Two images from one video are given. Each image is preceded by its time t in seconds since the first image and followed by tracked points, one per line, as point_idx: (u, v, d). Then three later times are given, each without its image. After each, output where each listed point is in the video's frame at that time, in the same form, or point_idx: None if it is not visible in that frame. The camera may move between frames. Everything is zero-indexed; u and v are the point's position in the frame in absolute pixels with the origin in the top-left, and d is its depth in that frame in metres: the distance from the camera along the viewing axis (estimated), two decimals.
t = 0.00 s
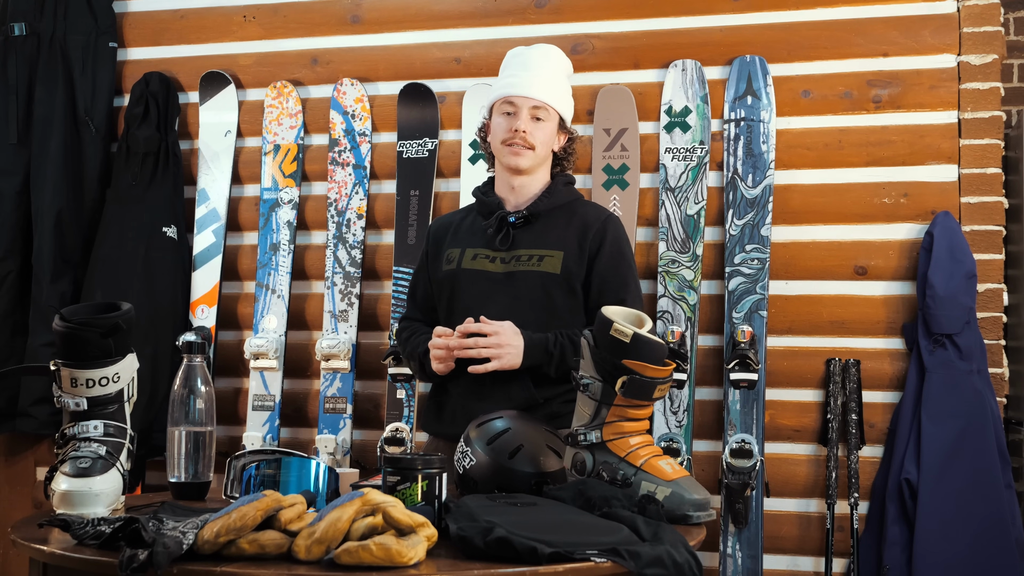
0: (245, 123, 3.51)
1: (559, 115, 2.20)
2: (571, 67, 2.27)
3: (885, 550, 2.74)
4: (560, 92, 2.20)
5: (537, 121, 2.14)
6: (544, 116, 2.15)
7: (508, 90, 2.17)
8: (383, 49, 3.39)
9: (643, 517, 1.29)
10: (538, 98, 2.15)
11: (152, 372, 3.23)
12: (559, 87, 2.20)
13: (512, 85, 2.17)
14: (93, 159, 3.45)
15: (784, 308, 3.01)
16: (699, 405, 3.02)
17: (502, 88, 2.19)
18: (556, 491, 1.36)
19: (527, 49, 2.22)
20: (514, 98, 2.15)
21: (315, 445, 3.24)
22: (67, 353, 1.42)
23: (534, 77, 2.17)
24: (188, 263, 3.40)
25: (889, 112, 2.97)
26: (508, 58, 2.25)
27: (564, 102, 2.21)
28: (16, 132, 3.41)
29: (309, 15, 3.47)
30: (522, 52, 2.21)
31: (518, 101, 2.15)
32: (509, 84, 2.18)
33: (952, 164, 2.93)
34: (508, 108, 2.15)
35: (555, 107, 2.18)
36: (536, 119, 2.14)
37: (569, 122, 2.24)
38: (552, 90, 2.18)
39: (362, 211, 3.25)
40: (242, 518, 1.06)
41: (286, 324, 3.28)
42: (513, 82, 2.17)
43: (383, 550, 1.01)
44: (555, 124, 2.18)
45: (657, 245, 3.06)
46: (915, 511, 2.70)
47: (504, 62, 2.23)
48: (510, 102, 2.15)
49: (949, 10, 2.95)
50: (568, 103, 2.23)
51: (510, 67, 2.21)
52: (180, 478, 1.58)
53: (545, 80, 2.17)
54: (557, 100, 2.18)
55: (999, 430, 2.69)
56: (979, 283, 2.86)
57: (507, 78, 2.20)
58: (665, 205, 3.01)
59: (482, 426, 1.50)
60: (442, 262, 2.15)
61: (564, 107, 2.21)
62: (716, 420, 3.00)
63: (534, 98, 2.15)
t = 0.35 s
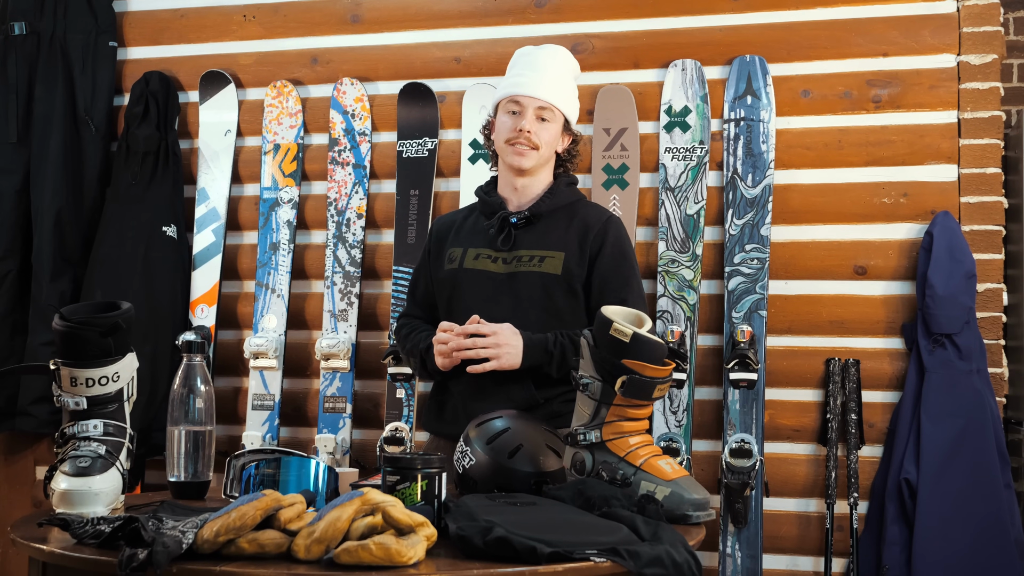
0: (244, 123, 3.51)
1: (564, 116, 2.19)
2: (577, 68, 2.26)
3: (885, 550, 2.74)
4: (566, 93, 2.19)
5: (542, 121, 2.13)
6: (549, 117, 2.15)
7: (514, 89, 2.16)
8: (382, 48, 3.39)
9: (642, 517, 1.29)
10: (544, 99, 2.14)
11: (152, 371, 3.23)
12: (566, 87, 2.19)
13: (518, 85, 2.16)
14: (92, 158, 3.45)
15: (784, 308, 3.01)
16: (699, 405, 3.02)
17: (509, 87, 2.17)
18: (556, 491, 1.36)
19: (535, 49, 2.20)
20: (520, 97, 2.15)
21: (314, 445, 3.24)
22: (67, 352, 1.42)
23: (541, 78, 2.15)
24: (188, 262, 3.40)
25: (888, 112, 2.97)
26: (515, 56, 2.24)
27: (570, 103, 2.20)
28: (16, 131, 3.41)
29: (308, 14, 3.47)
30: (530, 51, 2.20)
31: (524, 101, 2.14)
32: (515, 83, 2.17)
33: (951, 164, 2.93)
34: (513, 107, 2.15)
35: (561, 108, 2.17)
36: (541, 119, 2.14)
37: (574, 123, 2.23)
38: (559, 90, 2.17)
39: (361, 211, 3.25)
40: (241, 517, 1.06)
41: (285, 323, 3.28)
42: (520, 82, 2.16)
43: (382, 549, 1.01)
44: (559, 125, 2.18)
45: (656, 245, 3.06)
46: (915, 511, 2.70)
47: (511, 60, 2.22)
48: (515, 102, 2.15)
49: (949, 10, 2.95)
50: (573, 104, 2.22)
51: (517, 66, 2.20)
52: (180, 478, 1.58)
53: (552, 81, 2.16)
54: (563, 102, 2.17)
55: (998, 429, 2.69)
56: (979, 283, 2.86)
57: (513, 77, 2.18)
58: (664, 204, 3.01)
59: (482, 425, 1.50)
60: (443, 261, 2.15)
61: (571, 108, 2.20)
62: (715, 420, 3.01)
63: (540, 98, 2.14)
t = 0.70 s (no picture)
0: (245, 123, 3.51)
1: (564, 116, 2.19)
2: (576, 66, 2.25)
3: (886, 549, 2.74)
4: (565, 93, 2.19)
5: (541, 122, 2.13)
6: (548, 117, 2.14)
7: (513, 90, 2.16)
8: (383, 48, 3.39)
9: (643, 516, 1.28)
10: (542, 100, 2.14)
11: (153, 372, 3.23)
12: (565, 87, 2.19)
13: (517, 85, 2.16)
14: (93, 159, 3.45)
15: (784, 307, 3.01)
16: (700, 405, 3.02)
17: (507, 88, 2.17)
18: (557, 491, 1.36)
19: (533, 48, 2.20)
20: (519, 99, 2.15)
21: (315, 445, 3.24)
22: (68, 353, 1.42)
23: (540, 78, 2.15)
24: (189, 262, 3.40)
25: (889, 110, 2.97)
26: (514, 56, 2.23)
27: (569, 102, 2.19)
28: (17, 132, 3.41)
29: (309, 14, 3.47)
30: (528, 52, 2.20)
31: (522, 102, 2.14)
32: (514, 84, 2.16)
33: (952, 163, 2.93)
34: (512, 108, 2.15)
35: (560, 108, 2.16)
36: (539, 119, 2.13)
37: (574, 122, 2.23)
38: (557, 90, 2.16)
39: (362, 211, 3.25)
40: (242, 517, 1.06)
41: (286, 324, 3.28)
42: (518, 82, 2.16)
43: (383, 549, 1.01)
44: (559, 125, 2.17)
45: (657, 244, 3.06)
46: (916, 510, 2.70)
47: (510, 61, 2.22)
48: (514, 103, 2.15)
49: (949, 9, 2.95)
50: (574, 104, 2.21)
51: (516, 66, 2.19)
52: (181, 478, 1.58)
53: (550, 81, 2.16)
54: (562, 102, 2.17)
55: (999, 428, 2.69)
56: (980, 281, 2.86)
57: (512, 77, 2.18)
58: (665, 204, 3.01)
59: (483, 425, 1.50)
60: (444, 262, 2.15)
61: (570, 107, 2.20)
62: (716, 419, 3.01)
63: (539, 99, 2.14)
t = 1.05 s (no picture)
0: (246, 123, 3.51)
1: (563, 119, 2.17)
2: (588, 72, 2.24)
3: (886, 548, 2.74)
4: (569, 99, 2.18)
5: (535, 123, 2.11)
6: (544, 119, 2.12)
7: (516, 88, 2.16)
8: (383, 48, 3.39)
9: (644, 516, 1.28)
10: (542, 101, 2.13)
11: (154, 372, 3.23)
12: (569, 91, 2.18)
13: (522, 84, 2.16)
14: (93, 158, 3.45)
15: (785, 307, 3.01)
16: (700, 404, 3.02)
17: (512, 85, 2.18)
18: (557, 490, 1.36)
19: (544, 49, 2.20)
20: (518, 97, 2.15)
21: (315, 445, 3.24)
22: (69, 353, 1.42)
23: (544, 79, 2.15)
24: (190, 262, 3.40)
25: (890, 110, 2.97)
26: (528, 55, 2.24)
27: (570, 106, 2.18)
28: (18, 132, 3.41)
29: (309, 14, 3.47)
30: (540, 52, 2.20)
31: (522, 101, 2.14)
32: (519, 82, 2.17)
33: (953, 162, 2.93)
34: (514, 108, 2.15)
35: (558, 111, 2.15)
36: (535, 120, 2.11)
37: (575, 126, 2.21)
38: (560, 93, 2.15)
39: (363, 211, 3.25)
40: (243, 517, 1.06)
41: (287, 324, 3.28)
42: (523, 81, 2.16)
43: (384, 549, 1.01)
44: (556, 128, 2.15)
45: (657, 244, 3.06)
46: (916, 509, 2.70)
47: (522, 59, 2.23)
48: (515, 102, 2.15)
49: (949, 8, 2.95)
50: (577, 111, 2.20)
51: (525, 66, 2.20)
52: (182, 478, 1.58)
53: (554, 83, 2.15)
54: (564, 106, 2.16)
55: (1000, 426, 2.69)
56: (980, 281, 2.86)
57: (519, 76, 2.18)
58: (666, 203, 3.01)
59: (483, 425, 1.50)
60: (444, 260, 2.15)
61: (571, 111, 2.18)
62: (716, 419, 3.01)
63: (537, 100, 2.13)
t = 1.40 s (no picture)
0: (246, 123, 3.51)
1: (564, 117, 2.17)
2: (582, 66, 2.24)
3: (886, 548, 2.75)
4: (566, 95, 2.17)
5: (539, 124, 2.12)
6: (547, 120, 2.13)
7: (512, 91, 2.16)
8: (383, 47, 3.39)
9: (645, 515, 1.28)
10: (542, 102, 2.13)
11: (154, 372, 3.23)
12: (566, 88, 2.17)
13: (516, 87, 2.15)
14: (93, 158, 3.45)
15: (785, 306, 3.01)
16: (700, 404, 3.02)
17: (506, 89, 2.17)
18: (557, 490, 1.36)
19: (536, 48, 2.19)
20: (517, 101, 2.14)
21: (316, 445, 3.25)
22: (69, 353, 1.42)
23: (541, 79, 2.14)
24: (190, 262, 3.41)
25: (890, 109, 2.97)
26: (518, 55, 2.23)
27: (570, 103, 2.18)
28: (18, 132, 3.42)
29: (309, 14, 3.47)
30: (531, 52, 2.19)
31: (520, 104, 2.14)
32: (514, 85, 2.16)
33: (953, 162, 2.93)
34: (511, 110, 2.15)
35: (559, 110, 2.15)
36: (538, 121, 2.12)
37: (575, 123, 2.22)
38: (558, 91, 2.15)
39: (363, 210, 3.25)
40: (244, 517, 1.06)
41: (287, 323, 3.28)
42: (518, 83, 2.15)
43: (385, 548, 1.01)
44: (559, 127, 2.16)
45: (658, 244, 3.06)
46: (916, 509, 2.70)
47: (512, 61, 2.21)
48: (513, 105, 2.15)
49: (949, 7, 2.94)
50: (575, 106, 2.20)
51: (517, 67, 2.19)
52: (182, 478, 1.58)
53: (551, 81, 2.15)
54: (564, 105, 2.16)
55: (1000, 426, 2.68)
56: (980, 280, 2.86)
57: (513, 78, 2.18)
58: (666, 203, 3.01)
59: (484, 425, 1.50)
60: (446, 260, 2.14)
61: (571, 109, 2.18)
62: (716, 418, 3.01)
63: (538, 102, 2.13)
